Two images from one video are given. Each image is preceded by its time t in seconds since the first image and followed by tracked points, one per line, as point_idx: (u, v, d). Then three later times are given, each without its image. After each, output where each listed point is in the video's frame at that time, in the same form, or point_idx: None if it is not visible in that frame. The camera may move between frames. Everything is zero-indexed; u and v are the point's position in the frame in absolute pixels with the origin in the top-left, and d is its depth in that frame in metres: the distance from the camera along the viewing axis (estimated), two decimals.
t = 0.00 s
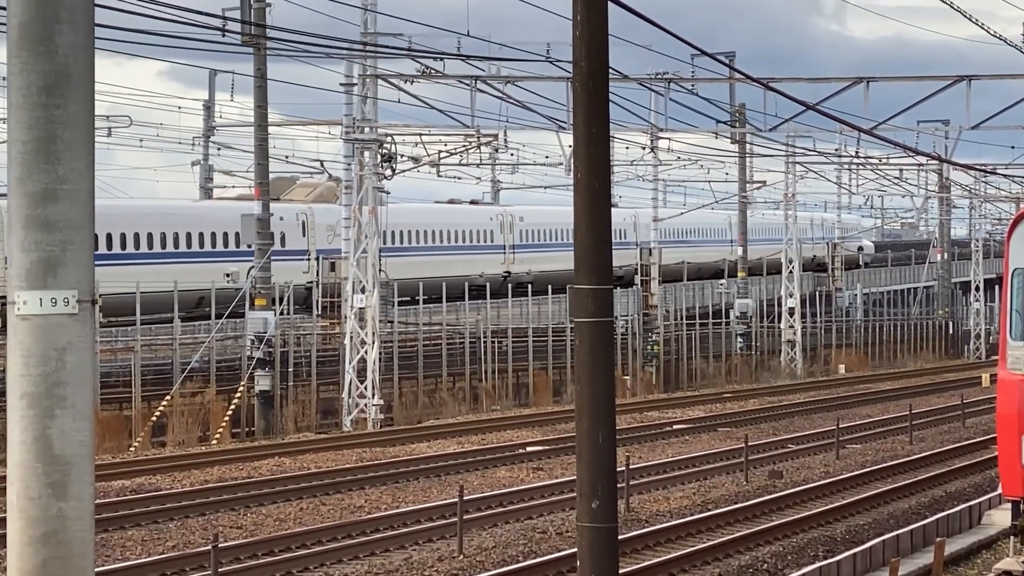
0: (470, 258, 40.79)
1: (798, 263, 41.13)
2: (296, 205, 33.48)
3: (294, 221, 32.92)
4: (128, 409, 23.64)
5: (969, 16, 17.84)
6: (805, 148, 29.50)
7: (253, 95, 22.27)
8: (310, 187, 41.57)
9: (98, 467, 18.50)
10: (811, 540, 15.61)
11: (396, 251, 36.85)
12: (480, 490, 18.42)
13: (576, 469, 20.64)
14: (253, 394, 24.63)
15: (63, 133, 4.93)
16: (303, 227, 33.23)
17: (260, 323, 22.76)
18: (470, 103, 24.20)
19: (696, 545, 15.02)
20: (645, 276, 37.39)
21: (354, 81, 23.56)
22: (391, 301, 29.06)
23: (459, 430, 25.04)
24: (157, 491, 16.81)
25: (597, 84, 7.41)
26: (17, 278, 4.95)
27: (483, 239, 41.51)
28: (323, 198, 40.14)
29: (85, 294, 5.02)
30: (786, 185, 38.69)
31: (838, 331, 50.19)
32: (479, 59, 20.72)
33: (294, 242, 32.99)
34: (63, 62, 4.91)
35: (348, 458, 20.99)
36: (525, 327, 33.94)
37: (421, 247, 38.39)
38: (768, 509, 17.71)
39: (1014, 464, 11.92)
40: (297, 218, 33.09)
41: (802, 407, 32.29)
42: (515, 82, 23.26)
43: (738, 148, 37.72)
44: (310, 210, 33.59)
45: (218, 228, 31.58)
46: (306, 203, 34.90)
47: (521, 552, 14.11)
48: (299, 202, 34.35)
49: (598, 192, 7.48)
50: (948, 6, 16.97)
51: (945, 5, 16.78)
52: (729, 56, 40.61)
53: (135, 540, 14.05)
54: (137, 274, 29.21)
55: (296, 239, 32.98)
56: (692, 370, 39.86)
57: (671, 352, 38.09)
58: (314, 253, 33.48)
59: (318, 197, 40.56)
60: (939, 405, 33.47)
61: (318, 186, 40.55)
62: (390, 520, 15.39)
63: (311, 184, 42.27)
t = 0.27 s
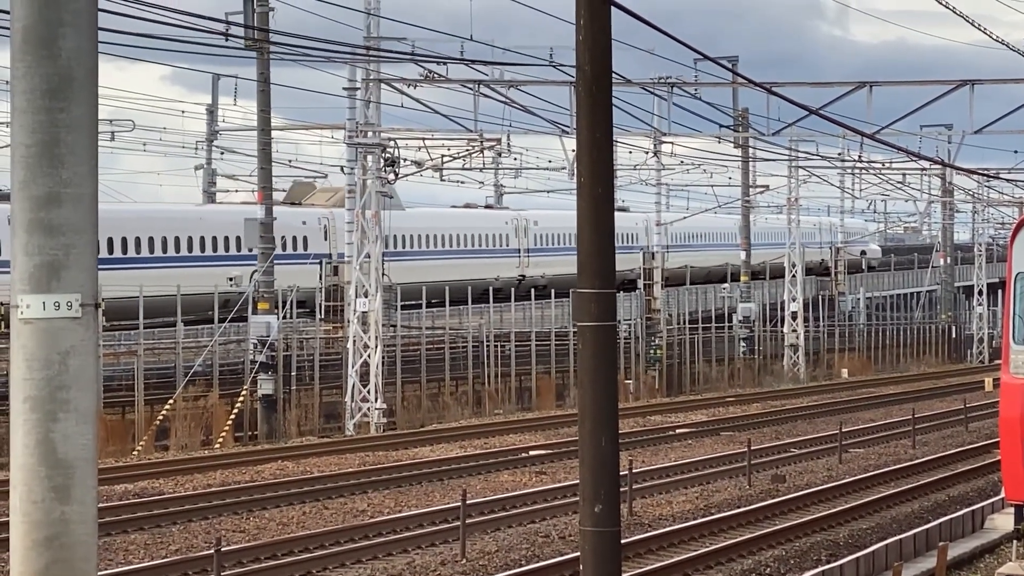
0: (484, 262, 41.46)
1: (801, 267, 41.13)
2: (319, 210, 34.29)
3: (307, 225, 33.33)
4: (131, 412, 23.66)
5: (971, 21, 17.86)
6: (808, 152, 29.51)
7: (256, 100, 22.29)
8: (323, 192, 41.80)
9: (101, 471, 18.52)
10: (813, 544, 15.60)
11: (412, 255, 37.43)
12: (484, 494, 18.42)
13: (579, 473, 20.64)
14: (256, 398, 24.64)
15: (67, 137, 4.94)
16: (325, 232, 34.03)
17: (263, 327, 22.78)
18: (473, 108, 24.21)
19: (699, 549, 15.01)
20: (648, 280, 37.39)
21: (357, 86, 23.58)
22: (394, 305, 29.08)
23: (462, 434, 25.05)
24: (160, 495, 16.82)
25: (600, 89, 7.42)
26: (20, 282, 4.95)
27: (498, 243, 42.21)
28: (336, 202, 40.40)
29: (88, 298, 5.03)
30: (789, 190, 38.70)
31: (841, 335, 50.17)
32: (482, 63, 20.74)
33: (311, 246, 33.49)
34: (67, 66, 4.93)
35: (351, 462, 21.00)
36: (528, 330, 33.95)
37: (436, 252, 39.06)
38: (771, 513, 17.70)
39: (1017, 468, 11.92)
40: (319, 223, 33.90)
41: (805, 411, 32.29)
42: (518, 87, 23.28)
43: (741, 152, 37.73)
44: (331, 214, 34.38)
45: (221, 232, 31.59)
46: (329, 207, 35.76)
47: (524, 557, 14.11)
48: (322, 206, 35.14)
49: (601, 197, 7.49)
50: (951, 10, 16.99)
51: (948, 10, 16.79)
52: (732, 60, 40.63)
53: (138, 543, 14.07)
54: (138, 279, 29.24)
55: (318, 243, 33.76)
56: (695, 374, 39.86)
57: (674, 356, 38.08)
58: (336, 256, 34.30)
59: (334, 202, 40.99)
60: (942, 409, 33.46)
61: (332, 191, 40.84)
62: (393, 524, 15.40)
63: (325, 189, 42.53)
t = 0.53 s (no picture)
0: (500, 263, 42.06)
1: (807, 269, 41.08)
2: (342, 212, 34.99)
3: (313, 227, 33.34)
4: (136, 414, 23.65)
5: (976, 22, 17.84)
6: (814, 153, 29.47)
7: (262, 101, 22.29)
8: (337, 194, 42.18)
9: (106, 472, 18.51)
10: (819, 546, 15.58)
11: (429, 257, 37.94)
12: (489, 495, 18.41)
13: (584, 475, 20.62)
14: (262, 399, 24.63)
15: (71, 138, 4.94)
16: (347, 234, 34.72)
17: (269, 329, 22.78)
18: (479, 109, 24.21)
19: (705, 550, 15.00)
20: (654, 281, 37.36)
21: (363, 87, 23.59)
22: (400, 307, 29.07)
23: (468, 436, 25.05)
24: (166, 497, 16.83)
25: (606, 90, 7.40)
26: (25, 283, 4.95)
27: (514, 244, 42.89)
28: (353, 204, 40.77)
29: (93, 299, 5.01)
30: (795, 191, 38.66)
31: (847, 337, 50.11)
32: (487, 65, 20.74)
33: (317, 247, 33.50)
34: (71, 68, 4.92)
35: (357, 463, 20.99)
36: (534, 332, 33.94)
37: (453, 253, 39.67)
38: (776, 514, 17.67)
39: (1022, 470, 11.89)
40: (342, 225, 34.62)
41: (811, 412, 32.25)
42: (524, 88, 23.27)
43: (747, 153, 37.70)
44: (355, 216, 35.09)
45: (226, 233, 31.59)
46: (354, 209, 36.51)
47: (530, 558, 14.09)
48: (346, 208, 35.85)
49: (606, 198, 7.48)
50: (956, 11, 16.97)
51: (953, 11, 16.76)
52: (737, 62, 40.60)
53: (144, 545, 14.07)
54: (145, 280, 29.25)
55: (341, 244, 34.44)
56: (701, 376, 39.83)
57: (679, 357, 38.05)
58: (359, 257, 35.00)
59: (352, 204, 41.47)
60: (948, 411, 33.43)
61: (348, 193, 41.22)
62: (398, 526, 15.38)
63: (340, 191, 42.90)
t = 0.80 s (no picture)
0: (520, 261, 42.54)
1: (815, 267, 40.99)
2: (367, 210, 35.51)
3: (321, 225, 33.34)
4: (144, 411, 23.67)
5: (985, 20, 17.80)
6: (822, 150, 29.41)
7: (270, 99, 22.28)
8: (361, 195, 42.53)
9: (114, 470, 18.52)
10: (827, 543, 15.54)
11: (450, 255, 38.41)
12: (497, 493, 18.39)
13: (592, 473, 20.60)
14: (270, 397, 24.64)
15: (79, 136, 4.93)
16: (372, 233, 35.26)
17: (277, 327, 22.79)
18: (487, 107, 24.18)
19: (713, 548, 14.96)
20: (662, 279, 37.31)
21: (371, 85, 23.57)
22: (408, 305, 29.07)
23: (476, 433, 25.03)
24: (174, 495, 16.83)
25: (614, 87, 7.38)
26: (33, 281, 4.94)
27: (533, 242, 43.29)
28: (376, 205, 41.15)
29: (101, 297, 5.00)
30: (803, 189, 38.60)
31: (855, 335, 50.03)
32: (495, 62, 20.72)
33: (325, 245, 33.50)
34: (80, 65, 4.92)
35: (365, 461, 20.99)
36: (542, 330, 33.92)
37: (474, 251, 40.13)
38: (784, 513, 17.62)
39: None
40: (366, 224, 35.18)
41: (819, 410, 32.20)
42: (532, 86, 23.24)
43: (755, 151, 37.64)
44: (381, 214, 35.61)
45: (235, 232, 31.61)
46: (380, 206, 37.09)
47: (537, 556, 14.07)
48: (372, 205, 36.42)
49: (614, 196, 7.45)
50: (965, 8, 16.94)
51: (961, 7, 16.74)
52: (745, 59, 40.53)
53: (152, 542, 14.07)
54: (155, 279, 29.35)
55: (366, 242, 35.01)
56: (709, 374, 39.78)
57: (688, 355, 38.01)
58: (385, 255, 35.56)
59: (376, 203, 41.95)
60: (956, 409, 33.34)
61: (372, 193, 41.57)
62: (406, 524, 15.37)
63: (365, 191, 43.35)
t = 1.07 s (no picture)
0: (548, 256, 42.89)
1: (828, 262, 40.86)
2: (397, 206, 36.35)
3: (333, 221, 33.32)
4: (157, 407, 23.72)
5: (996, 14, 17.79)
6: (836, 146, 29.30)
7: (283, 94, 22.28)
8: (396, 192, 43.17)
9: (127, 465, 18.55)
10: (840, 539, 15.49)
11: (477, 250, 38.97)
12: (510, 489, 18.37)
13: (605, 468, 20.57)
14: (283, 393, 24.65)
15: (92, 131, 4.93)
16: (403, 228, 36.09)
17: (289, 322, 22.81)
18: (500, 102, 24.16)
19: (726, 543, 14.93)
20: (674, 275, 37.25)
21: (383, 81, 23.57)
22: (421, 301, 29.04)
23: (489, 429, 25.03)
24: (187, 490, 16.86)
25: (627, 82, 7.35)
26: (46, 277, 4.94)
27: (560, 237, 43.62)
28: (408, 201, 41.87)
29: (114, 292, 5.01)
30: (816, 185, 38.50)
31: (868, 330, 49.92)
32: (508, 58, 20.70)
33: (338, 241, 33.51)
34: (92, 61, 4.91)
35: (377, 456, 21.00)
36: (554, 325, 33.89)
37: (501, 246, 40.80)
38: (797, 508, 17.56)
39: None
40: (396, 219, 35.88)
41: (832, 406, 32.11)
42: (545, 82, 23.20)
43: (768, 147, 37.56)
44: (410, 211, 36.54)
45: (248, 227, 31.65)
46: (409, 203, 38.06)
47: (551, 551, 14.05)
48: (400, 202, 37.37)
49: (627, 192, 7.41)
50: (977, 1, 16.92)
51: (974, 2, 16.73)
52: (758, 54, 40.43)
53: (166, 538, 14.09)
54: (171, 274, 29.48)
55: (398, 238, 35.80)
56: (722, 369, 39.71)
57: (700, 351, 37.94)
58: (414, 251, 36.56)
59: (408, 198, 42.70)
60: (970, 404, 33.25)
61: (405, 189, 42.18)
62: (420, 519, 15.36)
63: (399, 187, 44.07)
